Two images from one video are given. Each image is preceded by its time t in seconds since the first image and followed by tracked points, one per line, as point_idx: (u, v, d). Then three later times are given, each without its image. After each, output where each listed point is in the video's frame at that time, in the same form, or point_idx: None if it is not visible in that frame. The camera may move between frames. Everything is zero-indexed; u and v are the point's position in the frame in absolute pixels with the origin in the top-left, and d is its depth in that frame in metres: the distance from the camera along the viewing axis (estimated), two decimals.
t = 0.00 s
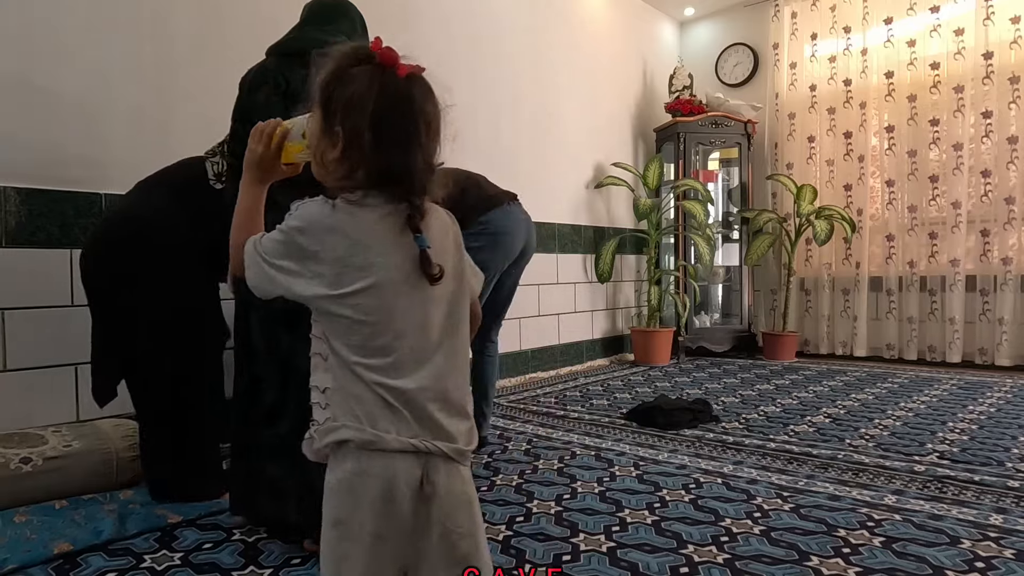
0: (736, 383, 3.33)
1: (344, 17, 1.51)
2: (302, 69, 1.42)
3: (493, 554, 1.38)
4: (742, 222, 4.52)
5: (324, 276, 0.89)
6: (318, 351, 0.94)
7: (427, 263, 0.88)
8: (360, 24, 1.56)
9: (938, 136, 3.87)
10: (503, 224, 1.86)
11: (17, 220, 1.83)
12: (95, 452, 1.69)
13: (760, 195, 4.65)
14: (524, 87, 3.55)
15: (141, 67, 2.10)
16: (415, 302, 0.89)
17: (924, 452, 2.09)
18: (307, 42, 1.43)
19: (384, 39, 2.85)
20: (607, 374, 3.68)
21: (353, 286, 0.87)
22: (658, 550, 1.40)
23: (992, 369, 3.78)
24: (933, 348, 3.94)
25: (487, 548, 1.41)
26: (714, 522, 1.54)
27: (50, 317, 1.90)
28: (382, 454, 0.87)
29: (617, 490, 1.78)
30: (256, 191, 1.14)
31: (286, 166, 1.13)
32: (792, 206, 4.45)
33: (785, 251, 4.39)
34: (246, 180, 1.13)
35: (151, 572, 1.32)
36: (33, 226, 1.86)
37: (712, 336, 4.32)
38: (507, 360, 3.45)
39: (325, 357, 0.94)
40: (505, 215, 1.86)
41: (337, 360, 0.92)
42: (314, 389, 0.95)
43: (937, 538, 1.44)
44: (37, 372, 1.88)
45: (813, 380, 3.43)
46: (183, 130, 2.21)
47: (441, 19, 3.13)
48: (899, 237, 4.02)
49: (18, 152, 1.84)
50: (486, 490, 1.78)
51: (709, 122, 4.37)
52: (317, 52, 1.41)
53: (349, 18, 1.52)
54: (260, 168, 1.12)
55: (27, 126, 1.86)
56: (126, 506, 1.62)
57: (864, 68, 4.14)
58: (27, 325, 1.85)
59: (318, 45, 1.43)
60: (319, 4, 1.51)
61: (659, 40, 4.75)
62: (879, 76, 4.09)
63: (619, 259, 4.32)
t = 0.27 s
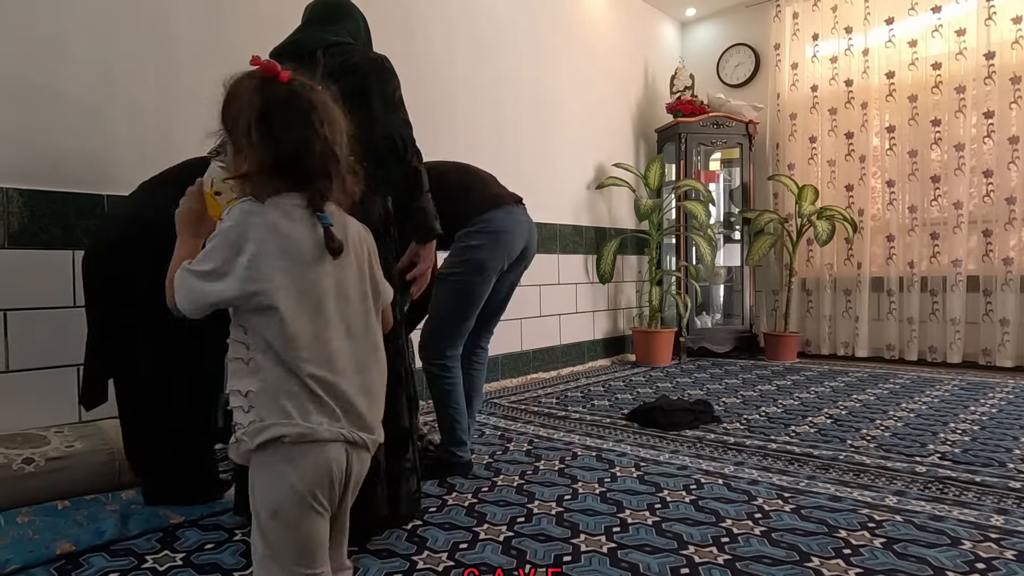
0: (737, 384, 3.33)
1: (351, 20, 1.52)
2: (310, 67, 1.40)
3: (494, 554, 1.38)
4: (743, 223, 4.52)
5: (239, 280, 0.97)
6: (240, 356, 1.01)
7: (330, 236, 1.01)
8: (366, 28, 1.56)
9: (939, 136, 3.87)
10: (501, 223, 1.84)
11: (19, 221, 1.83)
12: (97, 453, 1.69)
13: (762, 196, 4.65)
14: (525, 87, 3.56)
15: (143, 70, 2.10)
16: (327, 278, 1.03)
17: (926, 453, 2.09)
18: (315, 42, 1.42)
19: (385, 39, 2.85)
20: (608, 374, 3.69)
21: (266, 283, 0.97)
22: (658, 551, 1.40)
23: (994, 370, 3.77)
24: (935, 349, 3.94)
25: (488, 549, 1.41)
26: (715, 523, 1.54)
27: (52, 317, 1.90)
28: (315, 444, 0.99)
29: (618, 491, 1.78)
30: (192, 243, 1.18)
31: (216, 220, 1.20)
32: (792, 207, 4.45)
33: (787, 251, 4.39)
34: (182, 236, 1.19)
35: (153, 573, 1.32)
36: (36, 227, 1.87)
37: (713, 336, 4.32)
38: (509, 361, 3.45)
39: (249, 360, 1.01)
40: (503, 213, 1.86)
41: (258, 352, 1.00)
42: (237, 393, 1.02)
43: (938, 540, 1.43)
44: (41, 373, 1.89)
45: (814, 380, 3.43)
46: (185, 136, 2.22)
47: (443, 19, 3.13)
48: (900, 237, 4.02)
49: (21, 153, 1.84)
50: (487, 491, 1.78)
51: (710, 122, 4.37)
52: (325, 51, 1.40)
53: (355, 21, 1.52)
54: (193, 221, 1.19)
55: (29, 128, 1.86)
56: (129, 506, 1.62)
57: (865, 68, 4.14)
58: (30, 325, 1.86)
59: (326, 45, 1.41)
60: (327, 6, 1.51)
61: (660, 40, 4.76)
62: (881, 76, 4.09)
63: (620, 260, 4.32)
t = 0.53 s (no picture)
0: (737, 384, 3.33)
1: (344, 24, 1.50)
2: (302, 71, 1.37)
3: (491, 555, 1.38)
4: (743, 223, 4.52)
5: (181, 291, 1.04)
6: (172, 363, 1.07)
7: (260, 236, 1.08)
8: (359, 31, 1.54)
9: (940, 136, 3.86)
10: (495, 219, 1.83)
11: (18, 221, 1.83)
12: (95, 454, 1.69)
13: (762, 196, 4.65)
14: (525, 88, 3.56)
15: (142, 71, 2.10)
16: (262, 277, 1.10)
17: (925, 454, 2.08)
18: (307, 45, 1.40)
19: (385, 40, 2.85)
20: (608, 375, 3.68)
21: (203, 287, 1.04)
22: (656, 551, 1.40)
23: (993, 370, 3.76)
24: (935, 349, 3.93)
25: (485, 550, 1.41)
26: (712, 524, 1.54)
27: (51, 318, 1.91)
28: (237, 440, 1.05)
29: (616, 492, 1.78)
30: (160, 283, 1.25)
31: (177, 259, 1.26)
32: (792, 207, 4.45)
33: (787, 252, 4.39)
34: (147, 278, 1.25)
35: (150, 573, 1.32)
36: (35, 228, 1.87)
37: (713, 337, 4.32)
38: (508, 361, 3.45)
39: (180, 365, 1.07)
40: (498, 210, 1.85)
41: (191, 355, 1.06)
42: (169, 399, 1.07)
43: (936, 541, 1.43)
44: (40, 374, 1.89)
45: (814, 381, 3.43)
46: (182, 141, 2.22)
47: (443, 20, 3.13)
48: (900, 238, 4.01)
49: (20, 154, 1.85)
50: (485, 491, 1.78)
51: (710, 123, 4.36)
52: (317, 53, 1.38)
53: (349, 25, 1.50)
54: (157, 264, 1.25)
55: (27, 130, 1.86)
56: (127, 507, 1.62)
57: (865, 68, 4.14)
58: (29, 326, 1.86)
59: (319, 47, 1.39)
60: (320, 9, 1.48)
61: (660, 40, 4.75)
62: (881, 76, 4.09)
63: (620, 260, 4.32)
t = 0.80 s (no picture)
0: (739, 384, 3.32)
1: (332, 23, 1.48)
2: (288, 74, 1.38)
3: (491, 555, 1.38)
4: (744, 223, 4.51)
5: (131, 290, 1.04)
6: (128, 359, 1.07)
7: (200, 227, 1.08)
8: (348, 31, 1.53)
9: (941, 136, 3.86)
10: (493, 218, 1.83)
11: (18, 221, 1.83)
12: (96, 454, 1.69)
13: (763, 196, 4.65)
14: (526, 88, 3.56)
15: (142, 72, 2.11)
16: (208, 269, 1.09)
17: (926, 454, 2.08)
18: (293, 48, 1.40)
19: (385, 40, 2.85)
20: (609, 375, 3.68)
21: (148, 284, 1.04)
22: (656, 551, 1.40)
23: (994, 370, 3.75)
24: (936, 349, 3.93)
25: (485, 549, 1.41)
26: (712, 524, 1.54)
27: (52, 318, 1.91)
28: (179, 422, 1.04)
29: (616, 492, 1.78)
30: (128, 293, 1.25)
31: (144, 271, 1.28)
32: (794, 207, 4.44)
33: (788, 252, 4.38)
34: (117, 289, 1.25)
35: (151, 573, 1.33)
36: (35, 229, 1.87)
37: (714, 337, 4.31)
38: (509, 361, 3.45)
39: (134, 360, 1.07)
40: (496, 210, 1.85)
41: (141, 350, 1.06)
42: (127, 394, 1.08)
43: (937, 541, 1.43)
44: (41, 374, 1.89)
45: (815, 381, 3.42)
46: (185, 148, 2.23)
47: (444, 20, 3.13)
48: (901, 237, 4.01)
49: (19, 154, 1.85)
50: (485, 491, 1.78)
51: (711, 122, 4.36)
52: (301, 55, 1.38)
53: (337, 24, 1.49)
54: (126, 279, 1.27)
55: (27, 130, 1.86)
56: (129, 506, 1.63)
57: (867, 68, 4.14)
58: (30, 326, 1.86)
59: (303, 49, 1.39)
60: (306, 16, 1.49)
61: (661, 40, 4.75)
62: (882, 75, 4.08)
63: (621, 260, 4.32)
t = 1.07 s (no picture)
0: (740, 384, 3.32)
1: (324, 26, 1.47)
2: (277, 76, 1.38)
3: (492, 555, 1.38)
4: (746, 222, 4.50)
5: (73, 302, 1.07)
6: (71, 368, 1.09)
7: (155, 234, 1.10)
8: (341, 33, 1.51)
9: (943, 135, 3.85)
10: (475, 216, 1.81)
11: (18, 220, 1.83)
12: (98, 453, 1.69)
13: (764, 195, 4.64)
14: (527, 87, 3.55)
15: (144, 71, 2.10)
16: (148, 279, 1.11)
17: (927, 454, 2.07)
18: (282, 53, 1.41)
19: (386, 39, 2.85)
20: (610, 374, 3.68)
21: (86, 296, 1.06)
22: (658, 551, 1.39)
23: (996, 370, 3.75)
24: (938, 349, 3.93)
25: (486, 549, 1.41)
26: (714, 524, 1.53)
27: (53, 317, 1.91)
28: (108, 424, 1.06)
29: (617, 491, 1.77)
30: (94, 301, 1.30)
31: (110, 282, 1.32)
32: (796, 206, 4.44)
33: (790, 251, 4.38)
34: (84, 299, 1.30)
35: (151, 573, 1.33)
36: (37, 228, 1.87)
37: (716, 336, 4.31)
38: (510, 361, 3.44)
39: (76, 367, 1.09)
40: (478, 208, 1.82)
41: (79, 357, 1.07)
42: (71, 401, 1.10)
43: (939, 540, 1.43)
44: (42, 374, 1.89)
45: (817, 380, 3.42)
46: (189, 151, 2.22)
47: (445, 19, 3.12)
48: (903, 237, 4.00)
49: (20, 153, 1.84)
50: (486, 491, 1.78)
51: (712, 122, 4.35)
52: (289, 58, 1.38)
53: (328, 25, 1.48)
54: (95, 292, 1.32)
55: (28, 129, 1.86)
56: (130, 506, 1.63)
57: (868, 67, 4.13)
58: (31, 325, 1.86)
59: (292, 53, 1.39)
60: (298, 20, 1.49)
61: (662, 40, 4.75)
62: (884, 75, 4.08)
63: (622, 260, 4.32)
